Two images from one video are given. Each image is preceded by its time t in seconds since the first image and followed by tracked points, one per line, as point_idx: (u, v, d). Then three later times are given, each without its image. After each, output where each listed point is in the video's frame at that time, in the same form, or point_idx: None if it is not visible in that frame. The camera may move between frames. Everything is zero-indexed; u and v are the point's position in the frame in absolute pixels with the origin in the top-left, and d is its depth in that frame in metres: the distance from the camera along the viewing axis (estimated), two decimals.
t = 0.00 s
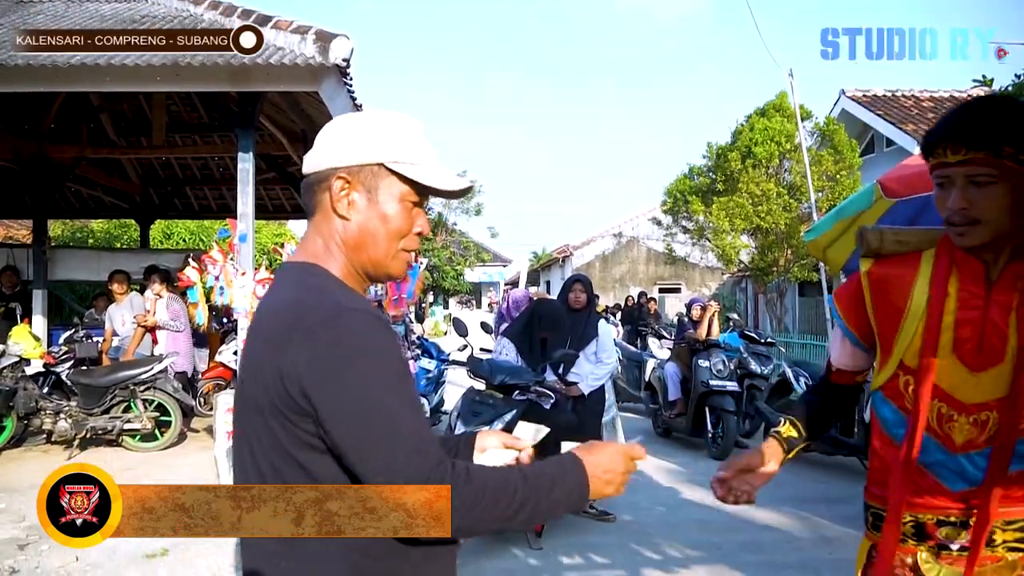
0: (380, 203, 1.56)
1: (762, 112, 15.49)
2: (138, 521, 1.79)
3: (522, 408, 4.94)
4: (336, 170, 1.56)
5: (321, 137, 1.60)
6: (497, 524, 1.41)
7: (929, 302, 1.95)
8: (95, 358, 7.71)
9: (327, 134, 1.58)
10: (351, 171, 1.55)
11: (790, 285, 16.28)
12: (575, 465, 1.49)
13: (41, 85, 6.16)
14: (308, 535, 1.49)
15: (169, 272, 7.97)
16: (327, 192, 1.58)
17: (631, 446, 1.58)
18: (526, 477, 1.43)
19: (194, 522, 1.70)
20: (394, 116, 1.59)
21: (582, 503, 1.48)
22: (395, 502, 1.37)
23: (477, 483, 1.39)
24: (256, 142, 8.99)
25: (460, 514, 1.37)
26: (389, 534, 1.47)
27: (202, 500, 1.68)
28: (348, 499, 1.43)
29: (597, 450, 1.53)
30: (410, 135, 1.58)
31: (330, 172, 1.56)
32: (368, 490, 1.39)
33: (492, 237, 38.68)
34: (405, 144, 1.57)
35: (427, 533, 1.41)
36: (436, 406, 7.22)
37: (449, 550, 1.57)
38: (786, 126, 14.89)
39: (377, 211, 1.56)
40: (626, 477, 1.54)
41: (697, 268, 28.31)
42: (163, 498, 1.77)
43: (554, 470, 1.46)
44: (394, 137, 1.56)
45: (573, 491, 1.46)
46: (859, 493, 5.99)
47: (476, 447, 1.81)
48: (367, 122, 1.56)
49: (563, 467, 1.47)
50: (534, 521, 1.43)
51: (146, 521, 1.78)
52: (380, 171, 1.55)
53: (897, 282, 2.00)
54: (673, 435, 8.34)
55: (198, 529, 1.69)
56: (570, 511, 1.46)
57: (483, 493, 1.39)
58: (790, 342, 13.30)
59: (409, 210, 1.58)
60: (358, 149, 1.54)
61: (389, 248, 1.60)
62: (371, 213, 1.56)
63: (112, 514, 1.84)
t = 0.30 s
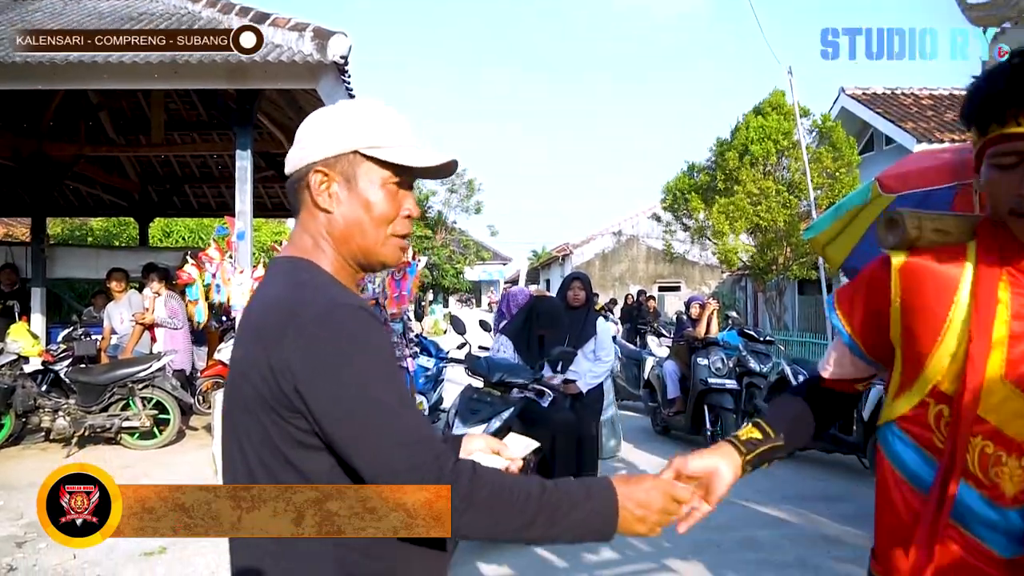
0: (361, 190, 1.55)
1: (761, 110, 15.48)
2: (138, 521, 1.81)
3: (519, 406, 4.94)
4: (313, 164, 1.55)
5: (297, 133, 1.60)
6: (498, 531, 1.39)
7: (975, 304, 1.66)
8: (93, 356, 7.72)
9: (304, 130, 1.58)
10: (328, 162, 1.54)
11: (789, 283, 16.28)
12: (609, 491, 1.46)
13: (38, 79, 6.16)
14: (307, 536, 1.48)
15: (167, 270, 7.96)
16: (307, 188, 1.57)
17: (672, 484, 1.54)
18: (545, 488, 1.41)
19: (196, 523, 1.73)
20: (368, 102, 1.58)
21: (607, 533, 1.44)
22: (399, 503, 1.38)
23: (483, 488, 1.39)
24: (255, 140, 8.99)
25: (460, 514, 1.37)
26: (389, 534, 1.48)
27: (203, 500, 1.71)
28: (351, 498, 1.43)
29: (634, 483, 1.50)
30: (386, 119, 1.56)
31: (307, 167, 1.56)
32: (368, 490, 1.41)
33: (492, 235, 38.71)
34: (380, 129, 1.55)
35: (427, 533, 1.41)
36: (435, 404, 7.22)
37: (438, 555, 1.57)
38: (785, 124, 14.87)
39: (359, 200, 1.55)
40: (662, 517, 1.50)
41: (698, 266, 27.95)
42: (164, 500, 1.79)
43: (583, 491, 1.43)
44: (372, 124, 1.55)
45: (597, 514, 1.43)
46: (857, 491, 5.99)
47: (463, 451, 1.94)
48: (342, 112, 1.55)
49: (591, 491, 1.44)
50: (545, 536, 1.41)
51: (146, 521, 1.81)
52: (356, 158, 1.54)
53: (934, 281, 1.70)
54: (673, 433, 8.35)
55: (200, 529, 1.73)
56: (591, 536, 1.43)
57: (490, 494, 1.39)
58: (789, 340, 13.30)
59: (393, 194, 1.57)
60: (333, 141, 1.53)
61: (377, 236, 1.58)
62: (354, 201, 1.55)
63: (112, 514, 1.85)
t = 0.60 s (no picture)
0: (360, 183, 1.53)
1: (762, 108, 15.47)
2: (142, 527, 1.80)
3: (520, 405, 4.95)
4: (308, 161, 1.54)
5: (292, 130, 1.58)
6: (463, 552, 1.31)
7: None
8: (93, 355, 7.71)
9: (299, 128, 1.56)
10: (324, 158, 1.53)
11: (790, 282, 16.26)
12: (576, 508, 1.36)
13: (38, 76, 6.13)
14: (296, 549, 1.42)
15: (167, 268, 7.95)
16: (305, 185, 1.56)
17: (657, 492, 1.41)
18: (510, 507, 1.34)
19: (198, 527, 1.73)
20: (363, 95, 1.57)
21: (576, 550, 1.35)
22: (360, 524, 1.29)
23: (446, 500, 1.31)
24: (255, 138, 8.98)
25: (422, 532, 1.29)
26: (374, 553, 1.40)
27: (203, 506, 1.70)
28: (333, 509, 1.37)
29: (608, 494, 1.39)
30: (379, 110, 1.55)
31: (304, 165, 1.55)
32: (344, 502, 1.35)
33: (492, 234, 38.71)
34: (374, 120, 1.54)
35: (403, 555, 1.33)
36: (435, 403, 7.20)
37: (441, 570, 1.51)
38: (786, 122, 14.86)
39: (358, 193, 1.54)
40: (639, 526, 1.38)
41: (698, 265, 28.10)
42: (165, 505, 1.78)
43: (550, 507, 1.36)
44: (368, 116, 1.53)
45: (564, 534, 1.34)
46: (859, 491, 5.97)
47: (470, 456, 1.80)
48: (338, 106, 1.54)
49: (558, 509, 1.35)
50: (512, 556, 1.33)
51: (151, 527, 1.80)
52: (351, 151, 1.53)
53: None
54: (673, 432, 8.34)
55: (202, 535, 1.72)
56: (557, 556, 1.34)
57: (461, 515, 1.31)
58: (790, 339, 13.29)
59: (392, 184, 1.56)
60: (329, 136, 1.52)
61: (379, 229, 1.57)
62: (352, 196, 1.54)
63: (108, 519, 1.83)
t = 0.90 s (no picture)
0: (362, 182, 1.53)
1: (763, 107, 15.46)
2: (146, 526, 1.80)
3: (521, 405, 4.96)
4: (311, 161, 1.53)
5: (295, 130, 1.57)
6: (443, 544, 1.34)
7: None
8: (93, 354, 7.71)
9: (303, 126, 1.55)
10: (325, 158, 1.53)
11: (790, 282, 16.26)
12: (521, 479, 1.46)
13: (38, 75, 6.12)
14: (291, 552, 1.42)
15: (168, 267, 7.94)
16: (307, 187, 1.55)
17: (562, 455, 1.58)
18: (477, 491, 1.39)
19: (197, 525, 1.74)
20: (365, 93, 1.56)
21: (524, 516, 1.45)
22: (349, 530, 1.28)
23: (427, 497, 1.32)
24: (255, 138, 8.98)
25: (407, 536, 1.29)
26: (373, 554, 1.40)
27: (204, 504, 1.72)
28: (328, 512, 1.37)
29: (534, 459, 1.53)
30: (381, 108, 1.55)
31: (306, 165, 1.54)
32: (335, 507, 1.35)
33: (493, 234, 38.71)
34: (377, 118, 1.54)
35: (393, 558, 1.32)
36: (435, 403, 7.20)
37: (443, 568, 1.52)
38: (787, 121, 14.84)
39: (360, 193, 1.53)
40: (563, 486, 1.54)
41: (698, 264, 28.09)
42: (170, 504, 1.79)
43: (501, 481, 1.43)
44: (370, 115, 1.53)
45: (517, 506, 1.43)
46: (860, 490, 5.96)
47: (482, 456, 1.78)
48: (339, 104, 1.53)
49: (507, 482, 1.44)
50: (478, 537, 1.39)
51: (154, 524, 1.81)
52: (352, 150, 1.52)
53: None
54: (673, 432, 8.34)
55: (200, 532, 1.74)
56: (513, 525, 1.43)
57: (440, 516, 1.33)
58: (791, 339, 13.29)
59: (395, 182, 1.55)
60: (332, 133, 1.51)
61: (383, 227, 1.56)
62: (355, 195, 1.54)
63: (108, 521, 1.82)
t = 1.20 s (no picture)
0: (371, 183, 1.53)
1: (763, 107, 15.46)
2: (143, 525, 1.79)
3: (521, 405, 4.95)
4: (320, 160, 1.53)
5: (303, 127, 1.57)
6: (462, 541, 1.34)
7: None
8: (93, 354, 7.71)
9: (311, 123, 1.55)
10: (335, 157, 1.52)
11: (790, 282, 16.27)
12: (535, 471, 1.46)
13: (38, 73, 6.12)
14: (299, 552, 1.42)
15: (167, 267, 7.94)
16: (315, 185, 1.55)
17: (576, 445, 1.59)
18: (497, 487, 1.39)
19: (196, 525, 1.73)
20: (373, 93, 1.56)
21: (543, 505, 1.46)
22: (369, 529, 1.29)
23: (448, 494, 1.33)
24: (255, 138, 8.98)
25: (430, 534, 1.30)
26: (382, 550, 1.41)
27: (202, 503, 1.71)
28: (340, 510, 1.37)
29: (550, 451, 1.52)
30: (391, 107, 1.55)
31: (314, 164, 1.54)
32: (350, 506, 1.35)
33: (492, 233, 38.70)
34: (388, 118, 1.53)
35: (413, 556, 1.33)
36: (435, 403, 7.20)
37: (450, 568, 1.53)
38: (787, 121, 14.84)
39: (370, 193, 1.53)
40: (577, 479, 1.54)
41: (698, 264, 28.07)
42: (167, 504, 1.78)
43: (518, 476, 1.43)
44: (377, 115, 1.52)
45: (533, 500, 1.43)
46: (860, 491, 5.97)
47: (484, 455, 1.80)
48: (347, 103, 1.53)
49: (524, 476, 1.43)
50: (498, 533, 1.39)
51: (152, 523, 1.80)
52: (362, 150, 1.52)
53: None
54: (673, 432, 8.34)
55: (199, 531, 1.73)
56: (530, 518, 1.44)
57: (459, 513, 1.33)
58: (791, 339, 13.29)
59: (404, 184, 1.55)
60: (341, 132, 1.51)
61: (391, 228, 1.56)
62: (365, 195, 1.53)
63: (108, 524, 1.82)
